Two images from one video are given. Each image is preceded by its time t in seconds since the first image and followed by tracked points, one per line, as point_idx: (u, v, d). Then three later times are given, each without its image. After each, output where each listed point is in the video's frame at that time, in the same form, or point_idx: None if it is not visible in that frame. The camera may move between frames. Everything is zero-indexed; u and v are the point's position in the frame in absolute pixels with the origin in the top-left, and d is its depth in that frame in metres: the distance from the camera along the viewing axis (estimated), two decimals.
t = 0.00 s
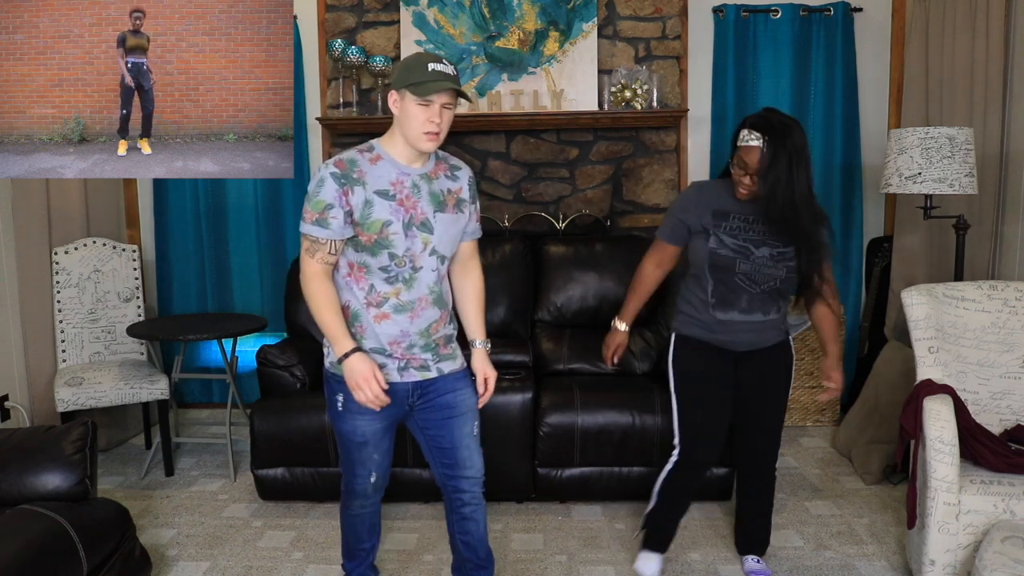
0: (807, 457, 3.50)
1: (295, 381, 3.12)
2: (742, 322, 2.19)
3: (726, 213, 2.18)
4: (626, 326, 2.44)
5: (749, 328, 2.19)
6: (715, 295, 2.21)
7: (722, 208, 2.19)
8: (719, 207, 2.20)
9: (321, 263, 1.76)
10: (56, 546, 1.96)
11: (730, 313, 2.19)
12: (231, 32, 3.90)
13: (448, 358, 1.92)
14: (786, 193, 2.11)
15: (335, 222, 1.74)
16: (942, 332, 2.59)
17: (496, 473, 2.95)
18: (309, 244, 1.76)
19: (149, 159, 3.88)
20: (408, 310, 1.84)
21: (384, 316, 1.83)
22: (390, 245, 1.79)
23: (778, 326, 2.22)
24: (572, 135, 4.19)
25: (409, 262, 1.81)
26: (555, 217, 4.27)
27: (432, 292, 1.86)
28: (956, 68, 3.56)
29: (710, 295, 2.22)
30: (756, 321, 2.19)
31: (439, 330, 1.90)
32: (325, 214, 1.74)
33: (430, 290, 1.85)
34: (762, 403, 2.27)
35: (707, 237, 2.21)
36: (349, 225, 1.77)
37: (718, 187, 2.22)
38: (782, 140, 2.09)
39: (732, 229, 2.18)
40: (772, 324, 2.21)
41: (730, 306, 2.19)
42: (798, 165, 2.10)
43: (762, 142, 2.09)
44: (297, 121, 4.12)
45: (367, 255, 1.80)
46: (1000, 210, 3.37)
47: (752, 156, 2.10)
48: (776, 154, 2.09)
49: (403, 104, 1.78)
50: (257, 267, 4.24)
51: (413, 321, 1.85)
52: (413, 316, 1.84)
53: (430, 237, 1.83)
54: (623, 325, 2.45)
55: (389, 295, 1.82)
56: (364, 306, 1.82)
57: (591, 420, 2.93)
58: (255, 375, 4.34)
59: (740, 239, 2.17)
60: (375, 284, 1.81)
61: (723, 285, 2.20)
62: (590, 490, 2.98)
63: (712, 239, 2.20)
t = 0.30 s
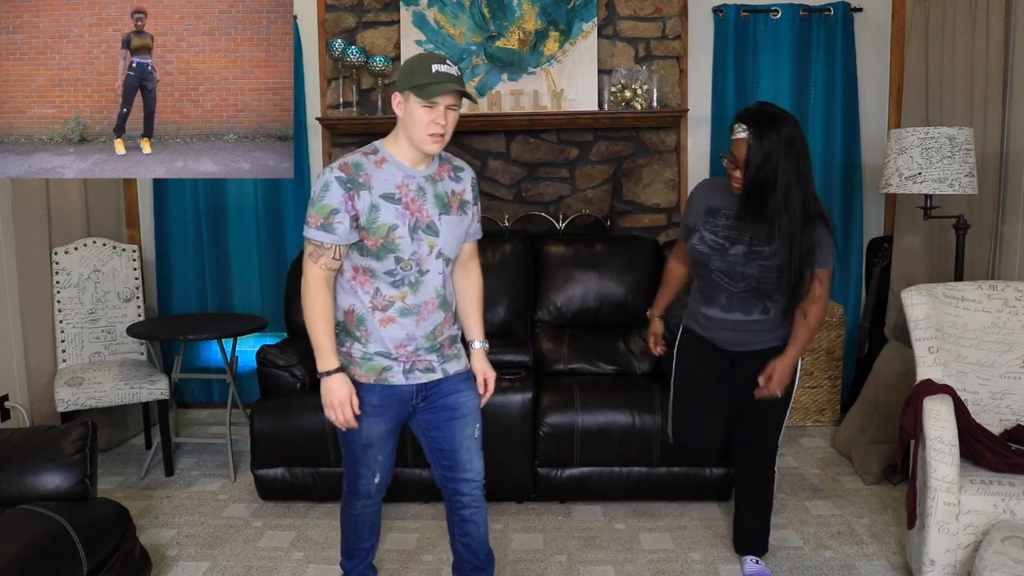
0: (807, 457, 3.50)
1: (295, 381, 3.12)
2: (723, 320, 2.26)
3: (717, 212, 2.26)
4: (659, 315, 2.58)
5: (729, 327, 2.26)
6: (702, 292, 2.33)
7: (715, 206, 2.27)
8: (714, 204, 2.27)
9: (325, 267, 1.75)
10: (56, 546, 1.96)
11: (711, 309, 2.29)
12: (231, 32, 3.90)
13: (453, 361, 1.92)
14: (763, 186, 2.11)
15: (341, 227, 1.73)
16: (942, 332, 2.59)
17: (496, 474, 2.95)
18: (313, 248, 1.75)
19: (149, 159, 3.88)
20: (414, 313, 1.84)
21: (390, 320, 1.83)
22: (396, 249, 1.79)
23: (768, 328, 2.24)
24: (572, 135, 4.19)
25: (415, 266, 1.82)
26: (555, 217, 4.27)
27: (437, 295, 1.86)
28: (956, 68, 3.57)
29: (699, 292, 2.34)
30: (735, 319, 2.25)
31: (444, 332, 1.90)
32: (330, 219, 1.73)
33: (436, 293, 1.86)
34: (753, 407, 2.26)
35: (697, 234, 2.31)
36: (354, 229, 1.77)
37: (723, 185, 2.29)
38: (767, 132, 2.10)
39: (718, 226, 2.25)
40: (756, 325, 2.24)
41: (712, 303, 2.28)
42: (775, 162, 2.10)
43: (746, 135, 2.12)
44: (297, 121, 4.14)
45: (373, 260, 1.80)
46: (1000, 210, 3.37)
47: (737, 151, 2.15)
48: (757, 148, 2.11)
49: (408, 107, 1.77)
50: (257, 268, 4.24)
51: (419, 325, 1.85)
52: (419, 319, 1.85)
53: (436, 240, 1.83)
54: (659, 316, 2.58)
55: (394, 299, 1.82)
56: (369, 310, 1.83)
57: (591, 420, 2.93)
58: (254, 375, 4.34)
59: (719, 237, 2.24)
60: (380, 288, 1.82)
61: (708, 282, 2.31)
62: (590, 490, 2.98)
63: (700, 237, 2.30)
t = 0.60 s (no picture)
0: (807, 457, 3.50)
1: (295, 381, 3.12)
2: (689, 323, 2.27)
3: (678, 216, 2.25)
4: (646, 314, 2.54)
5: (693, 329, 2.26)
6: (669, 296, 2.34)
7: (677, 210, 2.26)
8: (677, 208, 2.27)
9: (334, 273, 1.76)
10: (55, 546, 1.96)
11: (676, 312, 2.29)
12: (231, 32, 3.90)
13: (463, 366, 1.92)
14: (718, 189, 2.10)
15: (351, 235, 1.73)
16: (942, 332, 2.59)
17: (496, 474, 2.95)
18: (323, 254, 1.75)
19: (149, 159, 3.88)
20: (424, 318, 1.84)
21: (400, 326, 1.84)
22: (407, 257, 1.79)
23: (734, 330, 2.20)
24: (572, 135, 4.19)
25: (426, 272, 1.81)
26: (555, 217, 4.26)
27: (448, 300, 1.86)
28: (956, 69, 3.57)
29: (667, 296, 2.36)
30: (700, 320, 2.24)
31: (455, 336, 1.90)
32: (340, 226, 1.73)
33: (447, 298, 1.86)
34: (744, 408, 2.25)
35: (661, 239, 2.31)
36: (365, 237, 1.77)
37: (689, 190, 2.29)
38: (720, 135, 2.10)
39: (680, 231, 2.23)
40: (721, 327, 2.21)
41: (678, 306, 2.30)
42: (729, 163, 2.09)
43: (699, 136, 2.13)
44: (297, 121, 4.15)
45: (384, 266, 1.80)
46: (1000, 210, 3.37)
47: (692, 153, 2.16)
48: (710, 149, 2.11)
49: (415, 112, 1.77)
50: (257, 267, 4.24)
51: (429, 330, 1.85)
52: (429, 324, 1.85)
53: (449, 245, 1.82)
54: (643, 314, 2.54)
55: (405, 304, 1.83)
56: (379, 315, 1.83)
57: (591, 420, 2.93)
58: (254, 375, 4.33)
59: (677, 240, 2.24)
60: (390, 294, 1.82)
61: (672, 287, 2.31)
62: (590, 490, 2.98)
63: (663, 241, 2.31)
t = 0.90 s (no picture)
0: (807, 457, 3.50)
1: (295, 381, 3.12)
2: (658, 329, 2.26)
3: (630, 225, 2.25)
4: (613, 331, 2.55)
5: (664, 334, 2.26)
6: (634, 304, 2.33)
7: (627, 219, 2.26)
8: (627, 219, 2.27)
9: (355, 268, 1.80)
10: (56, 546, 1.96)
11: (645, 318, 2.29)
12: (231, 32, 3.90)
13: (498, 366, 1.80)
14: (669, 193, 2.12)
15: (360, 230, 1.76)
16: (942, 332, 2.59)
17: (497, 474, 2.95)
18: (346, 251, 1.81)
19: (149, 159, 3.88)
20: (444, 310, 1.75)
21: (421, 319, 1.76)
22: (417, 249, 1.72)
23: (705, 328, 2.21)
24: (572, 135, 4.19)
25: (440, 264, 1.72)
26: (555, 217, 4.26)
27: (470, 291, 1.74)
28: (956, 69, 3.57)
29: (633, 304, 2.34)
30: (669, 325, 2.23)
31: (487, 330, 1.78)
32: (351, 222, 1.77)
33: (470, 290, 1.74)
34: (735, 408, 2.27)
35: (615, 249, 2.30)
36: (376, 230, 1.77)
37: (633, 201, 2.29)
38: (668, 140, 2.12)
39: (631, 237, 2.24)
40: (694, 328, 2.21)
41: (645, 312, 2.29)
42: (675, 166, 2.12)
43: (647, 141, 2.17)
44: (297, 121, 4.15)
45: (401, 258, 1.74)
46: (1000, 210, 3.37)
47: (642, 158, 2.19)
48: (657, 153, 2.14)
49: (405, 104, 1.72)
50: (257, 268, 4.24)
51: (451, 322, 1.75)
52: (450, 316, 1.75)
53: (462, 235, 1.71)
54: (609, 331, 2.55)
55: (423, 297, 1.74)
56: (401, 307, 1.76)
57: (591, 420, 2.93)
58: (254, 375, 4.34)
59: (634, 249, 2.23)
60: (410, 287, 1.75)
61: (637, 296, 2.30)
62: (590, 490, 2.98)
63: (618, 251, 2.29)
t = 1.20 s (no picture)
0: (807, 457, 3.50)
1: (295, 381, 3.13)
2: (660, 327, 2.26)
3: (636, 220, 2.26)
4: (591, 328, 2.50)
5: (664, 333, 2.26)
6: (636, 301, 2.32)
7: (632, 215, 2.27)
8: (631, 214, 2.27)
9: (354, 269, 1.83)
10: (55, 545, 1.96)
11: (648, 316, 2.29)
12: (231, 32, 3.90)
13: (485, 374, 1.73)
14: (678, 189, 2.15)
15: (357, 230, 1.80)
16: (942, 332, 2.59)
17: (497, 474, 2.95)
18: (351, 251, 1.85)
19: (149, 159, 3.89)
20: (426, 309, 1.71)
21: (407, 319, 1.73)
22: (399, 249, 1.71)
23: (705, 329, 2.22)
24: (572, 135, 4.19)
25: (419, 262, 1.69)
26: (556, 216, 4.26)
27: (451, 291, 1.70)
28: (956, 69, 3.56)
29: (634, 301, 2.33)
30: (670, 324, 2.24)
31: (471, 333, 1.72)
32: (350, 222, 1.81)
33: (450, 289, 1.70)
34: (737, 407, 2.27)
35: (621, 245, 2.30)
36: (371, 230, 1.79)
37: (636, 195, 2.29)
38: (679, 136, 2.15)
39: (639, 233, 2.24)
40: (693, 328, 2.22)
41: (647, 310, 2.29)
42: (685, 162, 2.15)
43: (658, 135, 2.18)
44: (297, 121, 4.13)
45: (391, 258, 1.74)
46: (1000, 210, 3.37)
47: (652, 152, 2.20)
48: (669, 147, 2.16)
49: (377, 108, 1.70)
50: (257, 268, 4.24)
51: (434, 322, 1.71)
52: (433, 316, 1.71)
53: (441, 234, 1.68)
54: (588, 331, 2.51)
55: (409, 297, 1.73)
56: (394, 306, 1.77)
57: (591, 420, 2.93)
58: (254, 375, 4.34)
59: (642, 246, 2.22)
60: (401, 286, 1.74)
61: (639, 293, 2.29)
62: (590, 490, 2.98)
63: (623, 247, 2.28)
